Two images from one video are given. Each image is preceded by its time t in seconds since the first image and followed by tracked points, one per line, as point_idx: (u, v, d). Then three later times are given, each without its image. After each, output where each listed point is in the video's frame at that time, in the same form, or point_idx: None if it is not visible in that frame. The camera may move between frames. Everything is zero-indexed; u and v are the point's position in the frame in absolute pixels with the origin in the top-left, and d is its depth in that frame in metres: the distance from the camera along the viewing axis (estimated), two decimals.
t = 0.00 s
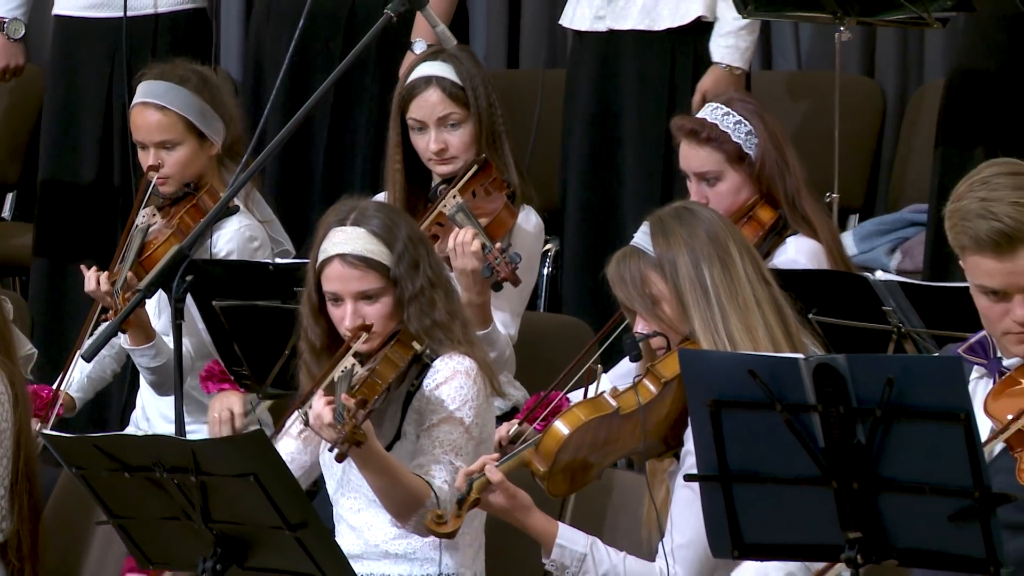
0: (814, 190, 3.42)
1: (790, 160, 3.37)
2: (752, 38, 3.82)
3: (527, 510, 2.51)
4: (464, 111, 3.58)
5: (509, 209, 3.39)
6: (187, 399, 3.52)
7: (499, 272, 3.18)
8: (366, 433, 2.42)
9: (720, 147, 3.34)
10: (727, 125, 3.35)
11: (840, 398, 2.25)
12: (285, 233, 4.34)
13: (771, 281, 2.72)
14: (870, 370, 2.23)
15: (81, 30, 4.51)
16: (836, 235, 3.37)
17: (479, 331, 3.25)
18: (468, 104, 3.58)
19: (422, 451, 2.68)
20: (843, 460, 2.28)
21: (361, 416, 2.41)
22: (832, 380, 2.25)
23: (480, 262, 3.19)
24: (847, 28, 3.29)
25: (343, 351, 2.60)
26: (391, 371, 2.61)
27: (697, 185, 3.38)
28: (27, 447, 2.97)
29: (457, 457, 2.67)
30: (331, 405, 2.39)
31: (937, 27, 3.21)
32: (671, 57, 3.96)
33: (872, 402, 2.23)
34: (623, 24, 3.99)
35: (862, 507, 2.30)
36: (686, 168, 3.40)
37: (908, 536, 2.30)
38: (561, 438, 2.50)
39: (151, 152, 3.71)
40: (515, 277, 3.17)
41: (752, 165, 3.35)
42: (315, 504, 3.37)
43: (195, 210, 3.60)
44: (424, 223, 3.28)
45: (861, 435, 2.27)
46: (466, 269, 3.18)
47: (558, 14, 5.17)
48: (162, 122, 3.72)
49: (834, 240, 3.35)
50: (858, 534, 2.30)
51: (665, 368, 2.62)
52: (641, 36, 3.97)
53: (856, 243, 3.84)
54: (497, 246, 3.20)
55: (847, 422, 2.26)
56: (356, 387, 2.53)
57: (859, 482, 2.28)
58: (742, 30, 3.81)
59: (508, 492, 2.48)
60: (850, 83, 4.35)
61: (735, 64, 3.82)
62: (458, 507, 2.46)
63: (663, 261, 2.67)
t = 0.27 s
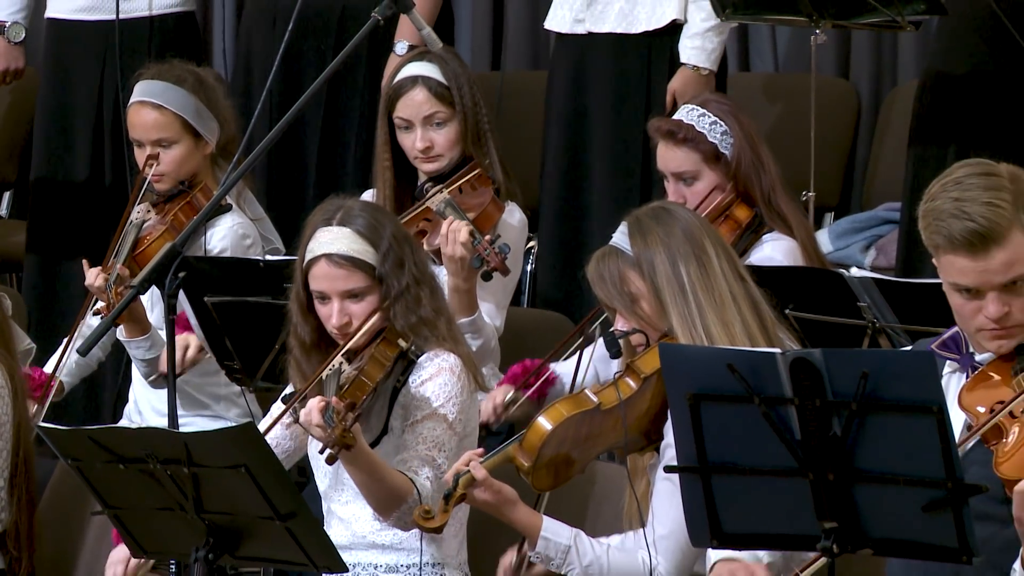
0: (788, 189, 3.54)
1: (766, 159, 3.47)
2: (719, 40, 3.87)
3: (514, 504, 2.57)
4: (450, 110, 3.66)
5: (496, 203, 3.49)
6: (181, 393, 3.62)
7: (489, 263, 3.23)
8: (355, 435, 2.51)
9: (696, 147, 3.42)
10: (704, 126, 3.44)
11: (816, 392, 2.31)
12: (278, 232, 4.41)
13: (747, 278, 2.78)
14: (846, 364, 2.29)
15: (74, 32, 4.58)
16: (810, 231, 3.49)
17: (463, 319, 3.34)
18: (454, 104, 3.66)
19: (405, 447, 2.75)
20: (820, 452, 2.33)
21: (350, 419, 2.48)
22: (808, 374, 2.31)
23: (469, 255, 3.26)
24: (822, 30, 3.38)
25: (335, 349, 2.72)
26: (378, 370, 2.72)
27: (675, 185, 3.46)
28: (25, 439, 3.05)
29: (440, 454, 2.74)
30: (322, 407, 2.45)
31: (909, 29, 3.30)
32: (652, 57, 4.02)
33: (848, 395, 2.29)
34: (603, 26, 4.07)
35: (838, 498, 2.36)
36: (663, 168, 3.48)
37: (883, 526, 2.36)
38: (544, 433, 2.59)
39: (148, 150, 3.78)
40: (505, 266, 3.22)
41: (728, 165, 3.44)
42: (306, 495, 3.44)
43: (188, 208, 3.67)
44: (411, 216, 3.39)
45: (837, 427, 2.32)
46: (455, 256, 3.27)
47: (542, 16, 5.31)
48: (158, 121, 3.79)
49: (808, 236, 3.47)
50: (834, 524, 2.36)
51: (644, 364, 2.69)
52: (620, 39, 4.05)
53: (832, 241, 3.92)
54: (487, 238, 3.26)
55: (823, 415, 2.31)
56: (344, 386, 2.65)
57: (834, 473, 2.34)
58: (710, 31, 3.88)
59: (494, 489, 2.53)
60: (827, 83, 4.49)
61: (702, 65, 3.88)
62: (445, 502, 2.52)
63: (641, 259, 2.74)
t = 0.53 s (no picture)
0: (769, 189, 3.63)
1: (746, 161, 3.57)
2: (706, 43, 3.95)
3: (503, 495, 2.62)
4: (439, 111, 3.78)
5: (489, 201, 3.59)
6: (181, 386, 3.70)
7: (486, 261, 3.31)
8: (352, 438, 2.58)
9: (676, 150, 3.53)
10: (685, 129, 3.55)
11: (798, 383, 2.37)
12: (275, 229, 4.49)
13: (728, 274, 2.86)
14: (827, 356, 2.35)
15: (73, 33, 4.65)
16: (791, 228, 3.57)
17: (458, 316, 3.41)
18: (443, 105, 3.78)
19: (400, 442, 2.84)
20: (800, 442, 2.40)
21: (346, 421, 2.55)
22: (790, 366, 2.36)
23: (465, 252, 3.34)
24: (805, 31, 3.54)
25: (332, 348, 2.81)
26: (373, 369, 2.80)
27: (658, 187, 3.57)
28: (29, 428, 3.21)
29: (433, 449, 2.82)
30: (318, 408, 2.54)
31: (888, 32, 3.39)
32: (637, 57, 4.10)
33: (829, 386, 2.35)
34: (592, 28, 4.14)
35: (819, 489, 2.42)
36: (645, 170, 3.59)
37: (863, 515, 2.42)
38: (533, 426, 2.66)
39: (146, 150, 3.86)
40: (502, 265, 3.31)
41: (707, 166, 3.55)
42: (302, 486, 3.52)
43: (187, 207, 3.74)
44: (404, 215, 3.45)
45: (817, 419, 2.38)
46: (453, 255, 3.34)
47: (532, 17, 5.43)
48: (157, 122, 3.87)
49: (790, 232, 3.56)
50: (815, 513, 2.43)
51: (630, 357, 2.75)
52: (609, 40, 4.12)
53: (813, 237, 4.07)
54: (483, 235, 3.33)
55: (804, 406, 2.38)
56: (341, 386, 2.74)
57: (815, 463, 2.40)
58: (697, 34, 3.95)
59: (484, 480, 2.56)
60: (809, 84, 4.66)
61: (690, 67, 3.96)
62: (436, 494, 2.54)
63: (624, 257, 2.81)
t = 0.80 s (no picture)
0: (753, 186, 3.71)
1: (730, 158, 3.64)
2: (691, 44, 4.07)
3: (496, 487, 2.61)
4: (430, 110, 3.88)
5: (476, 197, 3.72)
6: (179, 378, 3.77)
7: (473, 254, 3.42)
8: (349, 427, 2.67)
9: (663, 148, 3.62)
10: (670, 128, 3.64)
11: (781, 375, 2.41)
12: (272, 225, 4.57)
13: (711, 270, 2.94)
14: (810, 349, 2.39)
15: (73, 34, 4.73)
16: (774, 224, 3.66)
17: (452, 311, 3.50)
18: (433, 105, 3.87)
19: (396, 434, 2.91)
20: (785, 433, 2.44)
21: (344, 411, 2.64)
22: (774, 360, 2.41)
23: (454, 245, 3.42)
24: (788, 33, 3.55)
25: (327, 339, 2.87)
26: (369, 362, 2.86)
27: (644, 184, 3.65)
28: (30, 420, 3.29)
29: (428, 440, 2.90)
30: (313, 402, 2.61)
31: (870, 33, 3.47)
32: (624, 58, 4.19)
33: (812, 379, 2.39)
34: (581, 30, 4.20)
35: (803, 479, 2.46)
36: (632, 168, 3.68)
37: (847, 505, 2.46)
38: (523, 420, 2.74)
39: (147, 147, 3.94)
40: (488, 257, 3.42)
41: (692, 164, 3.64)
42: (298, 477, 3.59)
43: (186, 204, 3.82)
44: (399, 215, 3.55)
45: (801, 410, 2.42)
46: (442, 253, 3.43)
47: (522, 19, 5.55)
48: (158, 120, 3.95)
49: (772, 228, 3.64)
50: (799, 502, 2.47)
51: (615, 352, 2.83)
52: (598, 40, 4.19)
53: (795, 233, 4.15)
54: (470, 229, 3.44)
55: (788, 398, 2.42)
56: (337, 377, 2.79)
57: (799, 454, 2.45)
58: (682, 37, 4.06)
59: (477, 473, 2.58)
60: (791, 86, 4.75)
61: (675, 68, 4.07)
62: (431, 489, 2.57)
63: (609, 254, 2.89)
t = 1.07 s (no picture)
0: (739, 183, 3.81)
1: (718, 156, 3.75)
2: (677, 42, 4.18)
3: (490, 476, 2.69)
4: (425, 109, 3.96)
5: (467, 195, 3.81)
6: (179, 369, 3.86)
7: (461, 251, 3.50)
8: (342, 418, 2.73)
9: (653, 144, 3.71)
10: (659, 124, 3.72)
11: (767, 367, 2.48)
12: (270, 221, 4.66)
13: (698, 265, 3.04)
14: (797, 343, 2.45)
15: (77, 36, 4.80)
16: (760, 220, 3.75)
17: (443, 307, 3.60)
18: (428, 103, 3.96)
19: (392, 424, 3.00)
20: (770, 424, 2.50)
21: (336, 404, 2.71)
22: (761, 354, 2.47)
23: (443, 243, 3.51)
24: (773, 34, 3.67)
25: (320, 333, 3.01)
26: (362, 356, 2.99)
27: (634, 179, 3.75)
28: (33, 411, 3.37)
29: (423, 429, 2.98)
30: (308, 395, 2.68)
31: (852, 32, 3.56)
32: (612, 60, 4.30)
33: (796, 371, 2.46)
34: (569, 30, 4.29)
35: (787, 467, 2.53)
36: (623, 163, 3.77)
37: (828, 492, 2.53)
38: (516, 411, 2.80)
39: (149, 144, 4.03)
40: (476, 255, 3.50)
41: (684, 160, 3.73)
42: (295, 466, 3.67)
43: (187, 200, 3.91)
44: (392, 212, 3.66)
45: (786, 401, 2.48)
46: (433, 250, 3.51)
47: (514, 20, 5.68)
48: (160, 118, 4.04)
49: (759, 224, 3.73)
50: (783, 491, 2.54)
51: (606, 345, 2.90)
52: (587, 40, 4.29)
53: (781, 229, 4.27)
54: (460, 228, 3.51)
55: (773, 390, 2.48)
56: (331, 370, 2.93)
57: (783, 443, 2.51)
58: (670, 34, 4.17)
59: (471, 464, 2.64)
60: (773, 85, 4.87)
61: (662, 63, 4.17)
62: (426, 478, 2.61)
63: (599, 249, 2.97)
